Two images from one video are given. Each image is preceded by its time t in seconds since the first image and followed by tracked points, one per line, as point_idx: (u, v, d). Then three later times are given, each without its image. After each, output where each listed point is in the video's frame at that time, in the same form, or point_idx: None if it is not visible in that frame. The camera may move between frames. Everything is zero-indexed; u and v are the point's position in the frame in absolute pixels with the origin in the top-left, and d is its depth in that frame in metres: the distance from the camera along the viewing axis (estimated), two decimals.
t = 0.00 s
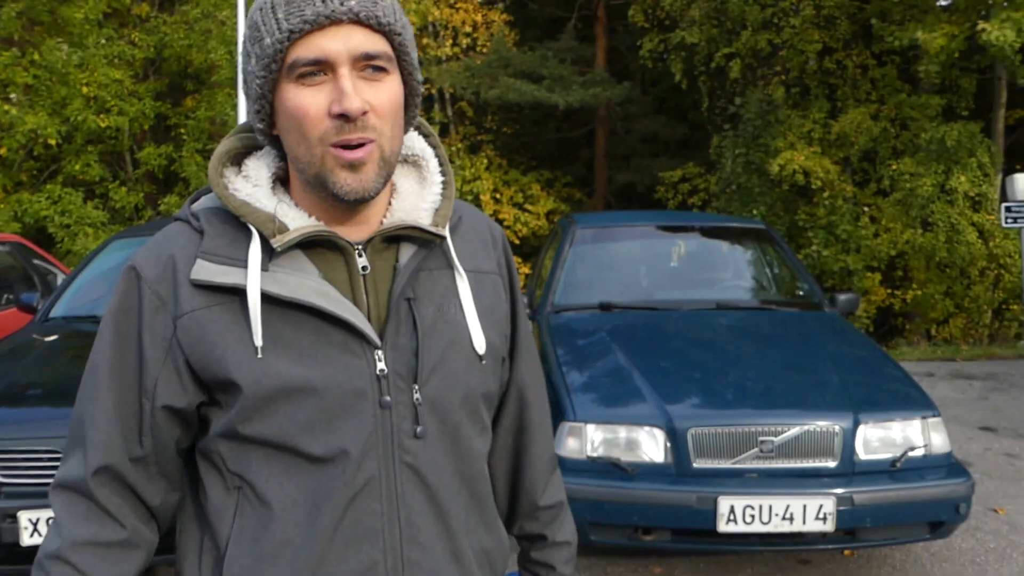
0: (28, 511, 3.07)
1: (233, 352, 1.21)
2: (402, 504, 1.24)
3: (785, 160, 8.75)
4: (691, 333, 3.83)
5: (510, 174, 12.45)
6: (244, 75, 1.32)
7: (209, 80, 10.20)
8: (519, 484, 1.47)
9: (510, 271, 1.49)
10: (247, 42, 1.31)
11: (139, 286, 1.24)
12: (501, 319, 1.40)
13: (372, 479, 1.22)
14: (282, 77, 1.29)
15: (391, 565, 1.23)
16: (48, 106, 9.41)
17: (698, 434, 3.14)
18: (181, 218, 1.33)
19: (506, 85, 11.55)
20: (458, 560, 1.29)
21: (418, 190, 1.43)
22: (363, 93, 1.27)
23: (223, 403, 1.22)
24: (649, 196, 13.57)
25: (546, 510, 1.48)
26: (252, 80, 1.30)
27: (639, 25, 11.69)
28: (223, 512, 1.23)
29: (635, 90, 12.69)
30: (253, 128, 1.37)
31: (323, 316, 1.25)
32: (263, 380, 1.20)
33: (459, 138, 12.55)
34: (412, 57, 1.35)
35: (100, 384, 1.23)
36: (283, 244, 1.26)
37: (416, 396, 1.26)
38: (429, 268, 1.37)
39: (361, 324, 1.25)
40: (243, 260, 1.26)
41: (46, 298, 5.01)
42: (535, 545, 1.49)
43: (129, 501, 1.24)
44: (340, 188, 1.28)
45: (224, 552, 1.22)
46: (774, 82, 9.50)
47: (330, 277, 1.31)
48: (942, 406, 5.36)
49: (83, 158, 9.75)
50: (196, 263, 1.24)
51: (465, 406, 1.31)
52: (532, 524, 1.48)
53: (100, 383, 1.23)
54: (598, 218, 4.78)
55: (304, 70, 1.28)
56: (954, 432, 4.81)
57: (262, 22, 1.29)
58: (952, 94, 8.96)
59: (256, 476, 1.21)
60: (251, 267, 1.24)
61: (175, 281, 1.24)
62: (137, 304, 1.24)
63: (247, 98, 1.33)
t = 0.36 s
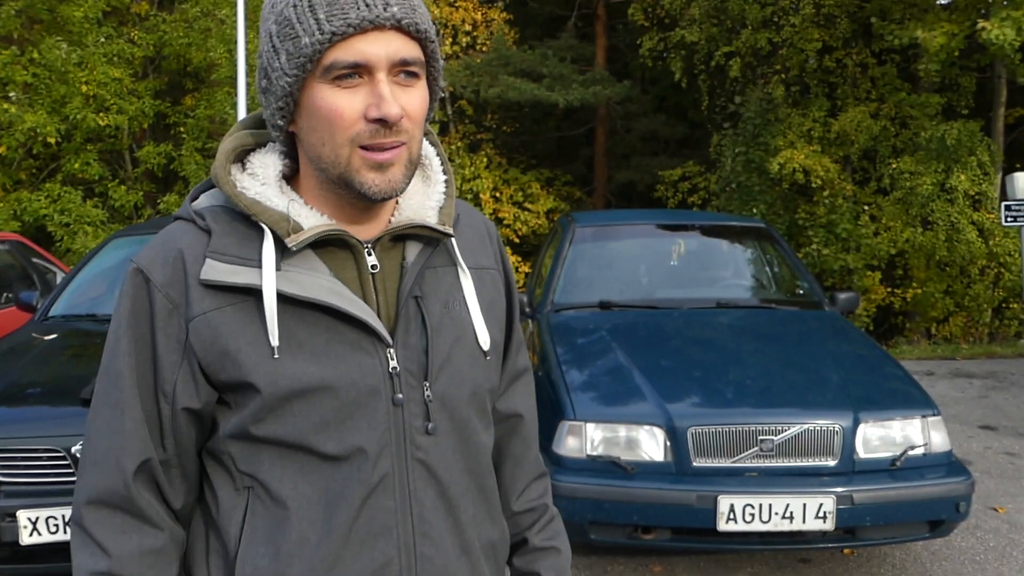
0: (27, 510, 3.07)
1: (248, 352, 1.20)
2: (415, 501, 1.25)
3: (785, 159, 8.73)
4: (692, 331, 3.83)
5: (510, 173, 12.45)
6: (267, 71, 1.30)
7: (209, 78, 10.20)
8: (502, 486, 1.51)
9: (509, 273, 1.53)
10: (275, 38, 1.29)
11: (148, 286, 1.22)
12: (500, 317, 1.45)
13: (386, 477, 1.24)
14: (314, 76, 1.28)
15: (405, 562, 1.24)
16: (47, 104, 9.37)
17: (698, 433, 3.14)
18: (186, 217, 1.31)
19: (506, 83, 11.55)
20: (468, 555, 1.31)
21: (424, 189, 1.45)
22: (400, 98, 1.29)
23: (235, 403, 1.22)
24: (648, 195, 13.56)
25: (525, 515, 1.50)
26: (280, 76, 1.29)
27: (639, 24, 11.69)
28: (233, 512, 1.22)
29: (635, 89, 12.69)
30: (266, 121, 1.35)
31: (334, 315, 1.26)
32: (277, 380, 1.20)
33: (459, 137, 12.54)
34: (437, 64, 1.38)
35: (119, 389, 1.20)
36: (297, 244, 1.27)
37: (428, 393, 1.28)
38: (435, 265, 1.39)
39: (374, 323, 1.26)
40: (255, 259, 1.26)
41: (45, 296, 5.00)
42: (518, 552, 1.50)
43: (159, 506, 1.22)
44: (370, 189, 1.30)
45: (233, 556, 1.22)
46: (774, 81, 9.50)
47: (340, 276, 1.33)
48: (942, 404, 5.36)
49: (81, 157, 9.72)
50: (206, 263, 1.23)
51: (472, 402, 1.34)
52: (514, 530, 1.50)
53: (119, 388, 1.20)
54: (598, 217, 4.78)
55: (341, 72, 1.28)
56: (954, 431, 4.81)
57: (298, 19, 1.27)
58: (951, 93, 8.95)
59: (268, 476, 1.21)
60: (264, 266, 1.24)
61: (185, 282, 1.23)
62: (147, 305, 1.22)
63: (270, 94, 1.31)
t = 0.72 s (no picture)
0: (27, 513, 3.07)
1: (250, 351, 1.19)
2: (417, 499, 1.26)
3: (783, 156, 8.72)
4: (691, 329, 3.83)
5: (508, 172, 12.43)
6: (271, 74, 1.29)
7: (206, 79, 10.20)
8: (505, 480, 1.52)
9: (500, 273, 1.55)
10: (280, 40, 1.27)
11: (144, 286, 1.21)
12: (496, 314, 1.47)
13: (388, 475, 1.24)
14: (325, 78, 1.28)
15: (408, 561, 1.25)
16: (43, 107, 9.32)
17: (698, 431, 3.14)
18: (183, 219, 1.30)
19: (503, 83, 11.54)
20: (470, 551, 1.32)
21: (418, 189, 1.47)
22: (412, 98, 1.30)
23: (235, 404, 1.21)
24: (647, 193, 13.56)
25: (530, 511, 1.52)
26: (288, 79, 1.27)
27: (636, 22, 11.68)
28: (235, 514, 1.22)
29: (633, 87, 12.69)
30: (267, 125, 1.33)
31: (334, 314, 1.26)
32: (279, 380, 1.19)
33: (457, 136, 12.52)
34: (437, 63, 1.40)
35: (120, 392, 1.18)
36: (297, 244, 1.27)
37: (427, 391, 1.29)
38: (430, 265, 1.41)
39: (373, 322, 1.27)
40: (255, 259, 1.25)
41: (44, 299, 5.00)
42: (523, 547, 1.51)
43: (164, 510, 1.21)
44: (385, 190, 1.30)
45: (236, 557, 1.21)
46: (772, 78, 9.50)
47: (339, 276, 1.34)
48: (941, 401, 5.36)
49: (79, 159, 9.69)
50: (204, 264, 1.22)
51: (471, 399, 1.35)
52: (519, 525, 1.51)
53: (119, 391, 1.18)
54: (596, 216, 4.79)
55: (354, 73, 1.27)
56: (954, 427, 4.81)
57: (305, 21, 1.26)
58: (948, 89, 8.95)
59: (269, 477, 1.21)
60: (264, 266, 1.24)
61: (183, 282, 1.21)
62: (145, 307, 1.21)
63: (275, 98, 1.29)
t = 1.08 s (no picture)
0: (27, 509, 3.07)
1: (260, 351, 1.20)
2: (428, 493, 1.28)
3: (783, 156, 8.72)
4: (690, 329, 3.83)
5: (508, 171, 12.43)
6: (273, 81, 1.28)
7: (207, 77, 10.21)
8: (510, 467, 1.53)
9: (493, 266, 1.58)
10: (281, 47, 1.26)
11: (143, 287, 1.19)
12: (493, 306, 1.51)
13: (400, 470, 1.26)
14: (330, 83, 1.29)
15: (421, 556, 1.26)
16: (44, 103, 9.31)
17: (696, 431, 3.14)
18: (182, 222, 1.29)
19: (504, 81, 11.54)
20: (475, 542, 1.35)
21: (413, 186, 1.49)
22: (416, 98, 1.33)
23: (240, 406, 1.21)
24: (647, 192, 13.56)
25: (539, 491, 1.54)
26: (293, 86, 1.27)
27: (637, 21, 11.68)
28: (243, 518, 1.22)
29: (633, 86, 12.69)
30: (269, 133, 1.33)
31: (341, 311, 1.27)
32: (292, 380, 1.20)
33: (457, 134, 12.52)
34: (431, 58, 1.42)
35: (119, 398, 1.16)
36: (303, 243, 1.27)
37: (434, 385, 1.32)
38: (429, 259, 1.44)
39: (380, 317, 1.28)
40: (262, 259, 1.25)
41: (44, 295, 5.00)
42: (530, 529, 1.54)
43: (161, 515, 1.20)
44: (392, 191, 1.33)
45: (246, 560, 1.22)
46: (773, 78, 9.50)
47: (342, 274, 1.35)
48: (940, 401, 5.37)
49: (80, 155, 9.68)
50: (209, 264, 1.22)
51: (474, 392, 1.38)
52: (525, 509, 1.53)
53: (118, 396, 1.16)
54: (596, 214, 4.79)
55: (358, 78, 1.29)
56: (952, 427, 4.82)
57: (308, 27, 1.26)
58: (949, 90, 8.95)
59: (280, 478, 1.21)
60: (272, 265, 1.24)
61: (185, 284, 1.20)
62: (143, 309, 1.19)
63: (278, 105, 1.29)
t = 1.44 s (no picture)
0: (26, 511, 3.08)
1: (269, 352, 1.20)
2: (437, 489, 1.31)
3: (782, 155, 8.72)
4: (689, 328, 3.83)
5: (507, 171, 12.43)
6: (275, 76, 1.28)
7: (205, 78, 10.21)
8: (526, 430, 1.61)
9: (481, 264, 1.63)
10: (285, 43, 1.27)
11: (141, 291, 1.18)
12: (482, 299, 1.56)
13: (409, 467, 1.28)
14: (333, 81, 1.29)
15: (432, 551, 1.29)
16: (43, 105, 9.30)
17: (695, 430, 3.15)
18: (178, 227, 1.28)
19: (502, 81, 11.53)
20: (478, 534, 1.39)
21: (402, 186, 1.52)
22: (416, 101, 1.35)
23: (246, 410, 1.21)
24: (646, 192, 13.57)
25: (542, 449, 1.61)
26: (296, 83, 1.28)
27: (635, 21, 11.68)
28: (253, 524, 1.22)
29: (632, 86, 12.69)
30: (265, 130, 1.33)
31: (345, 309, 1.28)
32: (303, 380, 1.21)
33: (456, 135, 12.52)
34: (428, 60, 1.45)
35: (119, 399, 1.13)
36: (307, 242, 1.28)
37: (437, 381, 1.34)
38: (424, 257, 1.47)
39: (384, 315, 1.30)
40: (267, 260, 1.26)
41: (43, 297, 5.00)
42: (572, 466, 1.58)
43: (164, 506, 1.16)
44: (388, 191, 1.35)
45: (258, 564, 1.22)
46: (771, 78, 9.51)
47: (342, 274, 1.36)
48: (940, 400, 5.37)
49: (78, 157, 9.68)
50: (213, 267, 1.22)
51: (472, 388, 1.41)
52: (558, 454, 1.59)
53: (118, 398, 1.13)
54: (595, 215, 4.79)
55: (361, 78, 1.30)
56: (952, 426, 4.82)
57: (314, 25, 1.26)
58: (947, 88, 8.95)
59: (290, 482, 1.22)
60: (277, 265, 1.25)
61: (187, 287, 1.20)
62: (141, 311, 1.17)
63: (279, 100, 1.29)
